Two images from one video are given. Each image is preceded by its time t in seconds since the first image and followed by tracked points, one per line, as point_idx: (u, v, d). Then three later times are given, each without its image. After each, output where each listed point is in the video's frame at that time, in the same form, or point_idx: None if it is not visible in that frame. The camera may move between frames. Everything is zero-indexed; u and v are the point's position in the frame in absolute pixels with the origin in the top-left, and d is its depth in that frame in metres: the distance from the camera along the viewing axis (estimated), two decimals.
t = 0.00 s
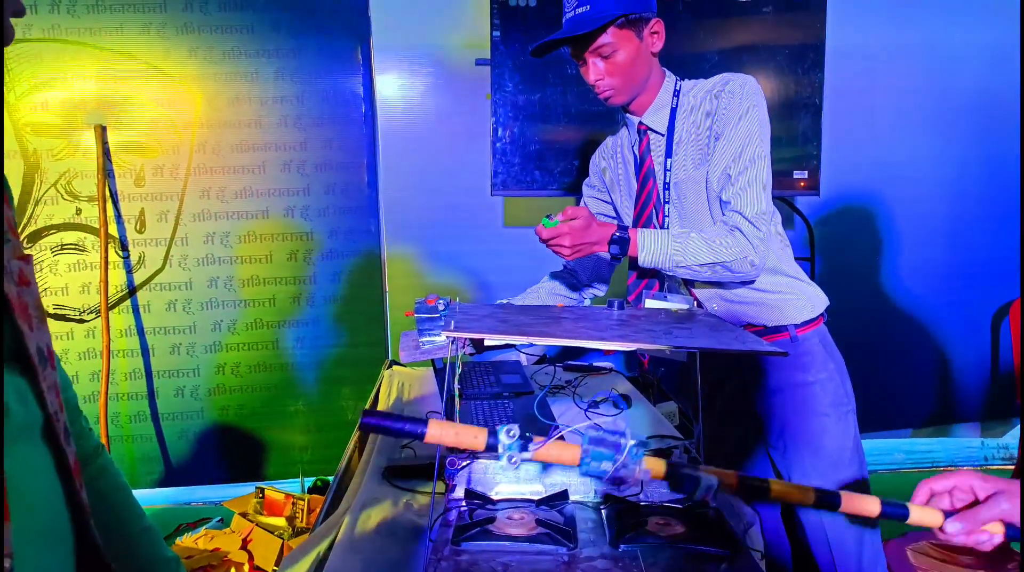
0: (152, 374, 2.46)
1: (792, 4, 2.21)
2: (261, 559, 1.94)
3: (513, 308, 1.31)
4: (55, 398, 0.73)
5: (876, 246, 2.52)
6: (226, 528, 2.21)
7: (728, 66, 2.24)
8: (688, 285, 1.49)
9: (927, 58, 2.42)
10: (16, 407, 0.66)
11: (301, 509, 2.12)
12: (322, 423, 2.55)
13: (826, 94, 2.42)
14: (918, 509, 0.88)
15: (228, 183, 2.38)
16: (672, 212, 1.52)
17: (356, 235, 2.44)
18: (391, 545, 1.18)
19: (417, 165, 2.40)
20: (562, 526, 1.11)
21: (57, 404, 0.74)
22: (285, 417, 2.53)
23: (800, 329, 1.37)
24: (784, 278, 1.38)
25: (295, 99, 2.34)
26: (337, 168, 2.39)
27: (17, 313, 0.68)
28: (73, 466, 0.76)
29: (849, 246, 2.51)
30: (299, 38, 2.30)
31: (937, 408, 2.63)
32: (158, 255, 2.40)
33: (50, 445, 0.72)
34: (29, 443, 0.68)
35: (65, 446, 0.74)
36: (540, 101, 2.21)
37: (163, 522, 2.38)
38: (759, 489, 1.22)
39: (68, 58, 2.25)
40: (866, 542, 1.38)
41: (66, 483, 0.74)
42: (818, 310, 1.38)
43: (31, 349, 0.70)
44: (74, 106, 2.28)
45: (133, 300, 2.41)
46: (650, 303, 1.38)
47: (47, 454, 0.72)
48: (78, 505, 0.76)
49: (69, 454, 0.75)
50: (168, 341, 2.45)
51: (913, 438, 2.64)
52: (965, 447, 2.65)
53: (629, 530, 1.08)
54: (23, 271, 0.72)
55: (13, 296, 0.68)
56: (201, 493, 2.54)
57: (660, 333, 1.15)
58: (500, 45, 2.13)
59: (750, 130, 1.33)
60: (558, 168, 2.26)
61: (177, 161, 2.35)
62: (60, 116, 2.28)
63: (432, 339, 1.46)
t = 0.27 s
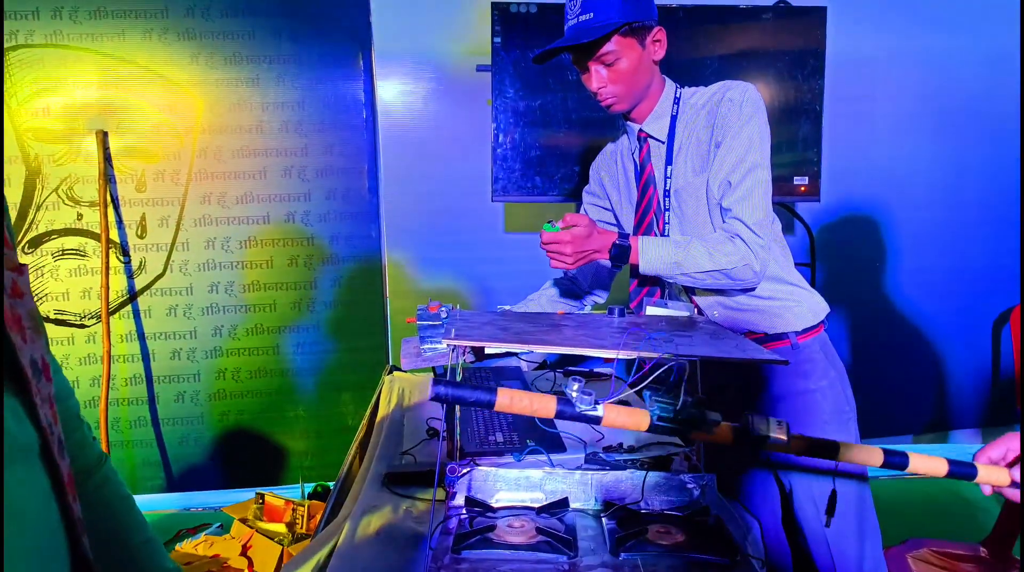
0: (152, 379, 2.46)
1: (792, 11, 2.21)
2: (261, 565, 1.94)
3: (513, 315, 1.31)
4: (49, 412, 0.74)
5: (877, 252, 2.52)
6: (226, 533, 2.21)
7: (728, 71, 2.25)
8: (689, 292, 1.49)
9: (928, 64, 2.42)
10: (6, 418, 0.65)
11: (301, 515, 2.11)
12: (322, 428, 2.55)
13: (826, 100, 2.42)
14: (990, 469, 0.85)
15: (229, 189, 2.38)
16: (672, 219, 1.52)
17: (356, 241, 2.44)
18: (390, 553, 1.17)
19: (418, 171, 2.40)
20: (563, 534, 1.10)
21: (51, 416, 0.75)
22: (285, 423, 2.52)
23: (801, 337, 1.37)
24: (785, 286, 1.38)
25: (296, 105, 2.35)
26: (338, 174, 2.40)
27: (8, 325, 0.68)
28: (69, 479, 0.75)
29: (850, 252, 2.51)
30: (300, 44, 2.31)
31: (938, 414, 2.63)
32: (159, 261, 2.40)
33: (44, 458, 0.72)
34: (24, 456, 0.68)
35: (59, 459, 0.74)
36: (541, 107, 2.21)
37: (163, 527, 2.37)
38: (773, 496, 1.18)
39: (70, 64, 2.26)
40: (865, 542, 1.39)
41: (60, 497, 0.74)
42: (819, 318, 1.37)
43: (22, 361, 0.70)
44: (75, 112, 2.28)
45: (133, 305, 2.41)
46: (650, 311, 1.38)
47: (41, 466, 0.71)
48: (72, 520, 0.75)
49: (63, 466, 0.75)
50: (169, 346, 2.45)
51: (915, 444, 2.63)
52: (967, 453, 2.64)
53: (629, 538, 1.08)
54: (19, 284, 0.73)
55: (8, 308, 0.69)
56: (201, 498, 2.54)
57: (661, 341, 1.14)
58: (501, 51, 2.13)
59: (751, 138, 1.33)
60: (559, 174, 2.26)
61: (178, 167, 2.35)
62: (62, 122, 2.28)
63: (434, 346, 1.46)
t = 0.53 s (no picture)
0: (151, 382, 2.46)
1: (791, 15, 2.21)
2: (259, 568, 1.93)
3: (512, 320, 1.31)
4: (55, 417, 0.75)
5: (876, 256, 2.52)
6: (224, 536, 2.21)
7: (728, 76, 2.25)
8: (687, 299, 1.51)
9: (926, 70, 2.43)
10: (12, 425, 0.66)
11: (299, 518, 2.11)
12: (320, 431, 2.55)
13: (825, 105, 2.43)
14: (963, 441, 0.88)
15: (228, 192, 2.38)
16: (671, 224, 1.53)
17: (355, 244, 2.44)
18: (388, 556, 1.17)
19: (417, 174, 2.40)
20: (561, 539, 1.10)
21: (58, 421, 0.75)
22: (283, 426, 2.52)
23: (800, 342, 1.37)
24: (782, 292, 1.39)
25: (296, 108, 2.35)
26: (338, 177, 2.40)
27: (13, 331, 0.69)
28: (75, 485, 0.76)
29: (849, 256, 2.52)
30: (301, 47, 2.31)
31: (937, 418, 2.63)
32: (158, 263, 2.40)
33: (49, 464, 0.72)
34: (32, 463, 0.68)
35: (65, 465, 0.74)
36: (541, 110, 2.21)
37: (161, 529, 2.37)
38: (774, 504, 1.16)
39: (71, 66, 2.26)
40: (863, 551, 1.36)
41: (64, 502, 0.74)
42: (817, 323, 1.38)
43: (29, 367, 0.70)
44: (74, 114, 2.28)
45: (132, 307, 2.41)
46: (649, 316, 1.38)
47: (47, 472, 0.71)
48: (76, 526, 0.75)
49: (69, 471, 0.75)
50: (167, 348, 2.44)
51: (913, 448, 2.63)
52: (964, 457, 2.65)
53: (626, 543, 1.08)
54: (27, 290, 0.74)
55: (12, 313, 0.69)
56: (199, 501, 2.53)
57: (659, 346, 1.15)
58: (500, 54, 2.13)
59: (750, 144, 1.33)
60: (558, 177, 2.26)
61: (178, 169, 2.35)
62: (62, 124, 2.28)
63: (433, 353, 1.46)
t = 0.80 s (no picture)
0: (148, 386, 2.45)
1: (788, 18, 2.21)
2: None
3: (509, 324, 1.31)
4: (59, 425, 0.75)
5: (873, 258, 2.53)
6: (222, 540, 2.21)
7: (725, 78, 2.25)
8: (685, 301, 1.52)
9: (923, 71, 2.43)
10: (17, 436, 0.66)
11: (297, 522, 2.11)
12: (318, 434, 2.55)
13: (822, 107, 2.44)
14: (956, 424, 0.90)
15: (225, 195, 2.38)
16: (667, 229, 1.53)
17: (353, 247, 2.44)
18: (386, 562, 1.17)
19: (414, 177, 2.40)
20: (558, 544, 1.10)
21: (61, 429, 0.76)
22: (281, 429, 2.52)
23: (797, 345, 1.39)
24: (780, 295, 1.39)
25: (294, 112, 2.35)
26: (335, 180, 2.40)
27: (18, 341, 0.69)
28: (76, 493, 0.76)
29: (846, 257, 2.52)
30: (298, 51, 2.31)
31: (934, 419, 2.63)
32: (154, 267, 2.39)
33: (53, 474, 0.72)
34: (37, 473, 0.68)
35: (68, 474, 0.74)
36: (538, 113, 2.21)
37: (159, 533, 2.37)
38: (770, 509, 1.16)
39: (68, 70, 2.25)
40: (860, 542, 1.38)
41: (67, 510, 0.74)
42: (814, 326, 1.38)
43: (33, 377, 0.70)
44: (71, 118, 2.28)
45: (129, 311, 2.41)
46: (647, 321, 1.38)
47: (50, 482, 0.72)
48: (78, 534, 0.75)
49: (71, 480, 0.75)
50: (164, 352, 2.44)
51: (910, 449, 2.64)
52: (961, 458, 2.65)
53: (624, 547, 1.09)
54: (29, 298, 0.74)
55: (15, 322, 0.69)
56: (196, 505, 2.53)
57: (656, 351, 1.15)
58: (497, 58, 2.13)
59: (746, 148, 1.33)
60: (556, 180, 2.26)
61: (175, 173, 2.35)
62: (59, 128, 2.28)
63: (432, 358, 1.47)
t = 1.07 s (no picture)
0: (147, 387, 2.46)
1: (786, 20, 2.22)
2: None
3: (508, 327, 1.31)
4: (57, 428, 0.76)
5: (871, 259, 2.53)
6: (221, 541, 2.21)
7: (724, 80, 2.25)
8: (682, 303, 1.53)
9: (920, 74, 2.44)
10: (19, 439, 0.66)
11: (296, 523, 2.12)
12: (317, 436, 2.55)
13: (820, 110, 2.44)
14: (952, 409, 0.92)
15: (224, 197, 2.38)
16: (666, 231, 1.53)
17: (352, 249, 2.45)
18: (385, 564, 1.17)
19: (413, 179, 2.40)
20: (557, 546, 1.11)
21: (59, 433, 0.76)
22: (280, 431, 2.52)
23: (794, 348, 1.42)
24: (778, 298, 1.42)
25: (293, 114, 2.35)
26: (334, 182, 2.40)
27: (20, 345, 0.70)
28: (75, 497, 0.77)
29: (845, 259, 2.52)
30: (298, 53, 2.32)
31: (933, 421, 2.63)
32: (154, 268, 2.40)
33: (53, 477, 0.73)
34: (40, 476, 0.69)
35: (67, 477, 0.75)
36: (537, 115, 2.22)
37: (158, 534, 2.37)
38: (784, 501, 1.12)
39: (67, 72, 2.26)
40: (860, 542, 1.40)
41: (67, 512, 0.75)
42: (811, 329, 1.42)
43: (33, 381, 0.71)
44: (71, 120, 2.28)
45: (128, 313, 2.41)
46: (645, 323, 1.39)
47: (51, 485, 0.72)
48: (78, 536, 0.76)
49: (70, 483, 0.76)
50: (163, 354, 2.44)
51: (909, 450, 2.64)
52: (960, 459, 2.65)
53: (621, 549, 1.09)
54: (28, 303, 0.75)
55: (15, 327, 0.70)
56: (195, 506, 2.53)
57: (654, 354, 1.15)
58: (496, 60, 2.13)
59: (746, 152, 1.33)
60: (554, 182, 2.26)
61: (174, 175, 2.35)
62: (59, 130, 2.29)
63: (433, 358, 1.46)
